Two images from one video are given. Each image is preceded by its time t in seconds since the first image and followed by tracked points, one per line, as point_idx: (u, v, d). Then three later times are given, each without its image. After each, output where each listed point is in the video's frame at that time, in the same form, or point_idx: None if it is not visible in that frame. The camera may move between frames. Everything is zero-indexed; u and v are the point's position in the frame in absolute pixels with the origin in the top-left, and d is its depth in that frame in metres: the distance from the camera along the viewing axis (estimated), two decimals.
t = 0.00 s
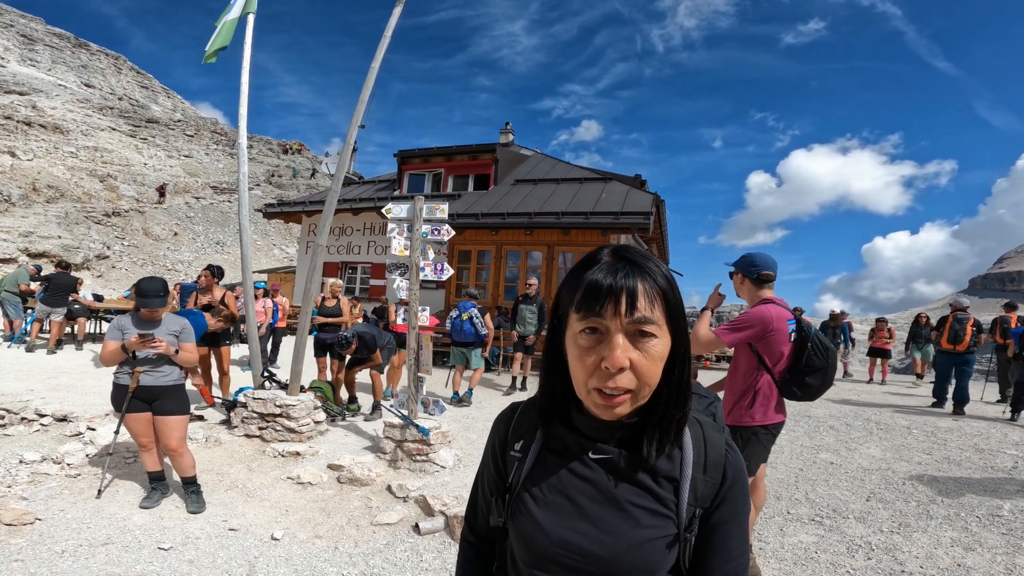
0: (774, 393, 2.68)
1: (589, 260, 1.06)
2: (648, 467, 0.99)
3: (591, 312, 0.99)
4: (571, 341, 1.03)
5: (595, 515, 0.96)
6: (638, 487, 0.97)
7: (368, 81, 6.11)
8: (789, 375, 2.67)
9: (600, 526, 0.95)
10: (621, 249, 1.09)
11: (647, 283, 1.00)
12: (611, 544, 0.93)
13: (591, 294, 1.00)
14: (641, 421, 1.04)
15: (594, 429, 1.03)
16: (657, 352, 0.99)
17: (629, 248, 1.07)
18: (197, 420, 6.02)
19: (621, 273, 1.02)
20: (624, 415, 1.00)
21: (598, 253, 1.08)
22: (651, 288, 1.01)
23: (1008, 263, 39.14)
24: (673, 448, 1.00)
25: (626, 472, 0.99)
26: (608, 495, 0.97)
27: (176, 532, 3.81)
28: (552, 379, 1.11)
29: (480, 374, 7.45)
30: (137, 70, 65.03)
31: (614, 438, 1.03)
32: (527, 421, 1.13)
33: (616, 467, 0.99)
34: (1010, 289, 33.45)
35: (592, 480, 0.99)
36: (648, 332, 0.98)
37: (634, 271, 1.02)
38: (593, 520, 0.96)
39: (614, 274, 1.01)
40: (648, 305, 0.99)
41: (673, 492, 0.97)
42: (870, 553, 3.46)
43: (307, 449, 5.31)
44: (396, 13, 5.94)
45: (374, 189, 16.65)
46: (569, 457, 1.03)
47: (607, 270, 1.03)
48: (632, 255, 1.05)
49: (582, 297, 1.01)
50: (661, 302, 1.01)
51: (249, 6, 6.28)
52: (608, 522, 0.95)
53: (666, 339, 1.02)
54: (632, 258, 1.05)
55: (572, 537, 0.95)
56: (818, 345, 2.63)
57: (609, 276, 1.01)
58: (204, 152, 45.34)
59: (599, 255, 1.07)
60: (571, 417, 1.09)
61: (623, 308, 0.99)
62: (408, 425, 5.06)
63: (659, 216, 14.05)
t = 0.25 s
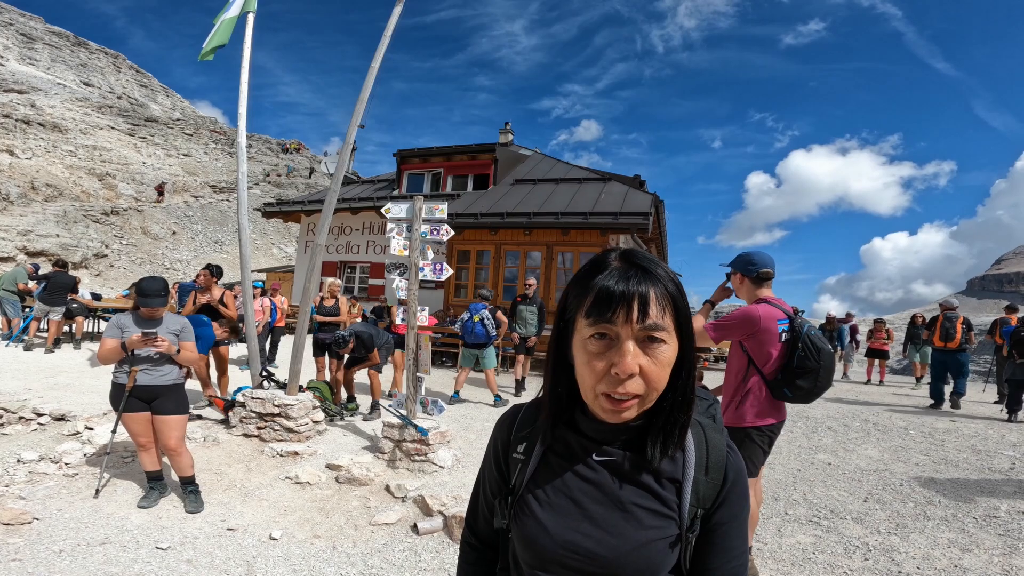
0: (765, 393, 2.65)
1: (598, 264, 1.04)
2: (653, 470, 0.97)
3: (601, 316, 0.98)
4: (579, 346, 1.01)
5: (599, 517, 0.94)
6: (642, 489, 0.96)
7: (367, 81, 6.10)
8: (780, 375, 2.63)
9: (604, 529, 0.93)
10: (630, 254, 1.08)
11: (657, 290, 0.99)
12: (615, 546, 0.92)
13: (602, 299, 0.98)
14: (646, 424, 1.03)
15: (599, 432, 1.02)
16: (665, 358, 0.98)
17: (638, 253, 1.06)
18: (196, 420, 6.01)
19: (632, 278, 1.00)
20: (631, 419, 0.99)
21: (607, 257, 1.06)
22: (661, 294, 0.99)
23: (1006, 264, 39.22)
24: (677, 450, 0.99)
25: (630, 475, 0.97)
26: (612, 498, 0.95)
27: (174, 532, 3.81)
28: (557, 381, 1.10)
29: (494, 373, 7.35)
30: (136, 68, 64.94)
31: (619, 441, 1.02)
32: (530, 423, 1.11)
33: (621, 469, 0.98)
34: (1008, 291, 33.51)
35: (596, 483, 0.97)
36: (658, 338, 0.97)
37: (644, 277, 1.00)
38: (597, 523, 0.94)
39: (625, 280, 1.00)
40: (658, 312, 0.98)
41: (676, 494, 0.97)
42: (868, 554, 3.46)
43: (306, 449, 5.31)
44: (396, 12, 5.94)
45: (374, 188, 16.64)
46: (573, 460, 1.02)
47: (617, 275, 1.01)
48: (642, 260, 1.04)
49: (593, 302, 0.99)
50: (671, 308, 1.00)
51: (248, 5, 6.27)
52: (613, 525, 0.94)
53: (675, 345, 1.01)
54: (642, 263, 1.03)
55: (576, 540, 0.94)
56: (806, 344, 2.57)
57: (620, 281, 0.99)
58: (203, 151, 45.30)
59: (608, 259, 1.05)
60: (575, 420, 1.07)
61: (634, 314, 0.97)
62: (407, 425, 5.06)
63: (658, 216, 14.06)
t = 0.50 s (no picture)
0: (766, 394, 2.65)
1: (606, 265, 1.04)
2: (659, 469, 0.98)
3: (610, 316, 0.98)
4: (587, 346, 1.01)
5: (606, 516, 0.95)
6: (649, 488, 0.96)
7: (369, 81, 6.11)
8: (782, 376, 2.63)
9: (612, 527, 0.94)
10: (637, 255, 1.08)
11: (665, 291, 1.00)
12: (622, 544, 0.92)
13: (611, 299, 0.98)
14: (652, 423, 1.03)
15: (606, 431, 1.02)
16: (673, 357, 0.98)
17: (645, 255, 1.06)
18: (197, 420, 6.02)
19: (640, 279, 1.01)
20: (638, 418, 0.99)
21: (614, 258, 1.07)
22: (669, 295, 1.00)
23: (1007, 265, 39.18)
24: (683, 449, 1.00)
25: (638, 473, 0.98)
26: (619, 496, 0.96)
27: (176, 531, 3.81)
28: (564, 381, 1.10)
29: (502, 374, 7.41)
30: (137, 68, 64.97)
31: (626, 440, 1.03)
32: (536, 423, 1.11)
33: (628, 468, 0.98)
34: (1010, 291, 33.45)
35: (604, 482, 0.98)
36: (666, 338, 0.97)
37: (652, 278, 1.01)
38: (605, 522, 0.94)
39: (634, 281, 1.00)
40: (666, 312, 0.98)
41: (682, 493, 0.97)
42: (869, 554, 3.46)
43: (307, 449, 5.32)
44: (397, 12, 5.95)
45: (375, 188, 16.64)
46: (580, 459, 1.02)
47: (625, 276, 1.01)
48: (650, 261, 1.04)
49: (601, 302, 1.00)
50: (678, 309, 1.01)
51: (250, 4, 6.28)
52: (620, 523, 0.94)
53: (682, 345, 1.01)
54: (650, 265, 1.04)
55: (584, 538, 0.94)
56: (807, 345, 2.57)
57: (628, 282, 0.99)
58: (205, 151, 45.35)
59: (616, 260, 1.06)
60: (582, 420, 1.07)
61: (642, 314, 0.97)
62: (409, 426, 5.07)
63: (659, 217, 14.07)
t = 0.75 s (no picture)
0: (771, 394, 2.65)
1: (615, 265, 1.05)
2: (666, 466, 0.99)
3: (619, 315, 0.99)
4: (596, 344, 1.02)
5: (613, 512, 0.96)
6: (655, 485, 0.97)
7: (373, 81, 6.13)
8: (787, 377, 2.63)
9: (618, 523, 0.95)
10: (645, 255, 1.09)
11: (673, 290, 1.01)
12: (628, 540, 0.93)
13: (620, 298, 0.99)
14: (658, 421, 1.04)
15: (614, 429, 1.03)
16: (680, 356, 0.99)
17: (653, 255, 1.07)
18: (201, 418, 6.04)
19: (649, 279, 1.01)
20: (645, 415, 1.00)
21: (622, 258, 1.07)
22: (677, 294, 1.01)
23: (1011, 265, 39.01)
24: (689, 447, 1.01)
25: (644, 471, 0.99)
26: (626, 493, 0.97)
27: (181, 530, 3.84)
28: (572, 379, 1.11)
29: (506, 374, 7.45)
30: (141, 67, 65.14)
31: (633, 437, 1.03)
32: (544, 421, 1.12)
33: (635, 465, 0.99)
34: (1014, 291, 33.31)
35: (611, 479, 0.99)
36: (673, 336, 0.98)
37: (661, 277, 1.01)
38: (611, 518, 0.95)
39: (642, 281, 1.01)
40: (674, 311, 0.99)
41: (688, 490, 0.98)
42: (871, 553, 3.47)
43: (311, 447, 5.34)
44: (401, 12, 5.97)
45: (377, 188, 16.67)
46: (588, 457, 1.03)
47: (635, 276, 1.02)
48: (658, 262, 1.05)
49: (610, 301, 1.01)
50: (685, 308, 1.01)
51: (254, 4, 6.31)
52: (626, 520, 0.95)
53: (689, 344, 1.02)
54: (659, 265, 1.05)
55: (591, 534, 0.95)
56: (813, 346, 2.57)
57: (637, 281, 1.00)
58: (208, 150, 45.49)
59: (624, 261, 1.07)
60: (589, 418, 1.08)
61: (650, 313, 0.98)
62: (412, 424, 5.09)
63: (662, 216, 14.06)
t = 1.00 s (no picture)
0: (772, 395, 2.66)
1: (604, 262, 1.06)
2: (654, 461, 1.00)
3: (607, 311, 1.00)
4: (585, 340, 1.02)
5: (602, 506, 0.97)
6: (644, 481, 0.98)
7: (375, 80, 6.15)
8: (789, 378, 2.63)
9: (605, 518, 0.96)
10: (635, 252, 1.10)
11: (660, 288, 1.02)
12: (616, 534, 0.94)
13: (608, 295, 1.00)
14: (647, 416, 1.05)
15: (602, 424, 1.04)
16: (668, 351, 1.00)
17: (642, 252, 1.08)
18: (203, 416, 6.08)
19: (637, 276, 1.02)
20: (633, 411, 1.01)
21: (612, 255, 1.08)
22: (664, 291, 1.02)
23: (1017, 265, 38.76)
24: (677, 443, 1.02)
25: (633, 466, 1.00)
26: (615, 488, 0.98)
27: (183, 527, 3.87)
28: (562, 375, 1.12)
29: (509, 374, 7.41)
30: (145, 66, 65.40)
31: (621, 433, 1.04)
32: (535, 416, 1.13)
33: (624, 461, 1.00)
34: (1019, 291, 33.16)
35: (600, 474, 1.00)
36: (660, 332, 0.99)
37: (649, 274, 1.03)
38: (600, 513, 0.96)
39: (631, 278, 1.02)
40: (661, 308, 1.00)
41: (676, 486, 0.99)
42: (869, 553, 3.47)
43: (312, 445, 5.37)
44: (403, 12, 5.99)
45: (380, 187, 16.71)
46: (577, 452, 1.04)
47: (623, 273, 1.03)
48: (646, 259, 1.06)
49: (599, 298, 1.01)
50: (673, 305, 1.02)
51: (257, 4, 6.33)
52: (614, 514, 0.96)
53: (676, 340, 1.03)
54: (647, 261, 1.06)
55: (581, 529, 0.96)
56: (814, 346, 2.57)
57: (626, 278, 1.01)
58: (212, 150, 45.67)
59: (613, 258, 1.07)
60: (579, 414, 1.09)
61: (638, 309, 0.99)
62: (413, 423, 5.11)
63: (664, 216, 14.05)
